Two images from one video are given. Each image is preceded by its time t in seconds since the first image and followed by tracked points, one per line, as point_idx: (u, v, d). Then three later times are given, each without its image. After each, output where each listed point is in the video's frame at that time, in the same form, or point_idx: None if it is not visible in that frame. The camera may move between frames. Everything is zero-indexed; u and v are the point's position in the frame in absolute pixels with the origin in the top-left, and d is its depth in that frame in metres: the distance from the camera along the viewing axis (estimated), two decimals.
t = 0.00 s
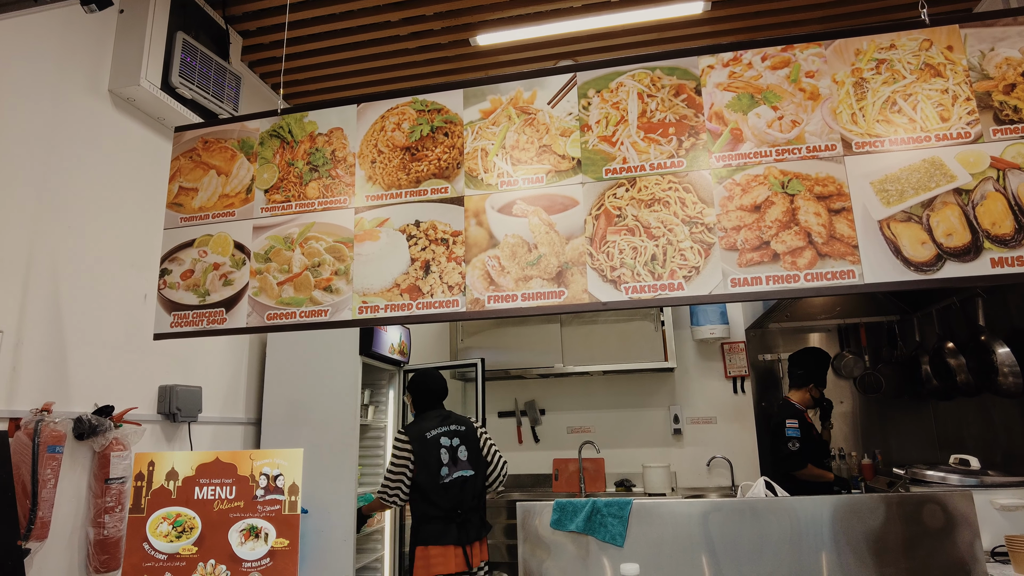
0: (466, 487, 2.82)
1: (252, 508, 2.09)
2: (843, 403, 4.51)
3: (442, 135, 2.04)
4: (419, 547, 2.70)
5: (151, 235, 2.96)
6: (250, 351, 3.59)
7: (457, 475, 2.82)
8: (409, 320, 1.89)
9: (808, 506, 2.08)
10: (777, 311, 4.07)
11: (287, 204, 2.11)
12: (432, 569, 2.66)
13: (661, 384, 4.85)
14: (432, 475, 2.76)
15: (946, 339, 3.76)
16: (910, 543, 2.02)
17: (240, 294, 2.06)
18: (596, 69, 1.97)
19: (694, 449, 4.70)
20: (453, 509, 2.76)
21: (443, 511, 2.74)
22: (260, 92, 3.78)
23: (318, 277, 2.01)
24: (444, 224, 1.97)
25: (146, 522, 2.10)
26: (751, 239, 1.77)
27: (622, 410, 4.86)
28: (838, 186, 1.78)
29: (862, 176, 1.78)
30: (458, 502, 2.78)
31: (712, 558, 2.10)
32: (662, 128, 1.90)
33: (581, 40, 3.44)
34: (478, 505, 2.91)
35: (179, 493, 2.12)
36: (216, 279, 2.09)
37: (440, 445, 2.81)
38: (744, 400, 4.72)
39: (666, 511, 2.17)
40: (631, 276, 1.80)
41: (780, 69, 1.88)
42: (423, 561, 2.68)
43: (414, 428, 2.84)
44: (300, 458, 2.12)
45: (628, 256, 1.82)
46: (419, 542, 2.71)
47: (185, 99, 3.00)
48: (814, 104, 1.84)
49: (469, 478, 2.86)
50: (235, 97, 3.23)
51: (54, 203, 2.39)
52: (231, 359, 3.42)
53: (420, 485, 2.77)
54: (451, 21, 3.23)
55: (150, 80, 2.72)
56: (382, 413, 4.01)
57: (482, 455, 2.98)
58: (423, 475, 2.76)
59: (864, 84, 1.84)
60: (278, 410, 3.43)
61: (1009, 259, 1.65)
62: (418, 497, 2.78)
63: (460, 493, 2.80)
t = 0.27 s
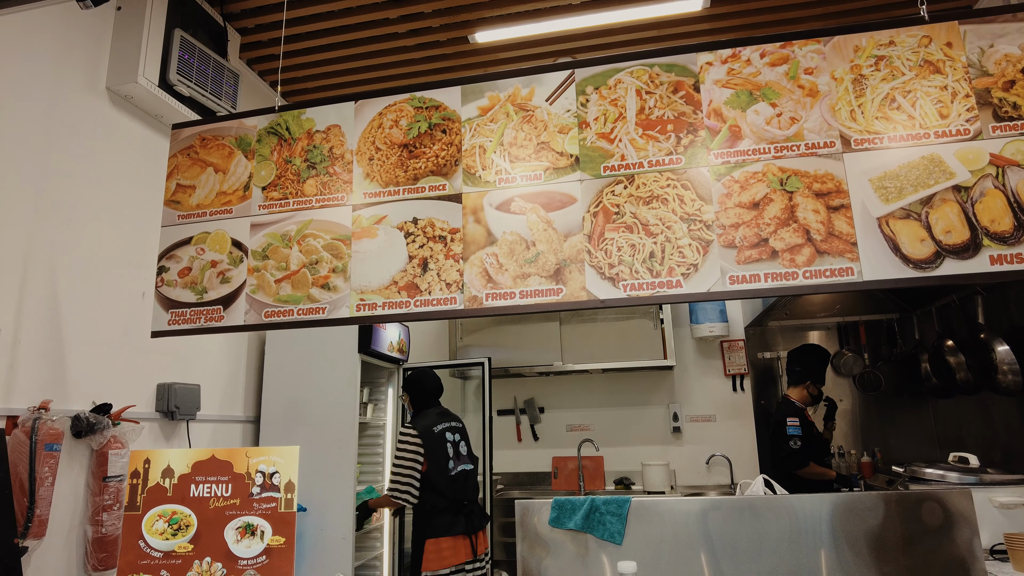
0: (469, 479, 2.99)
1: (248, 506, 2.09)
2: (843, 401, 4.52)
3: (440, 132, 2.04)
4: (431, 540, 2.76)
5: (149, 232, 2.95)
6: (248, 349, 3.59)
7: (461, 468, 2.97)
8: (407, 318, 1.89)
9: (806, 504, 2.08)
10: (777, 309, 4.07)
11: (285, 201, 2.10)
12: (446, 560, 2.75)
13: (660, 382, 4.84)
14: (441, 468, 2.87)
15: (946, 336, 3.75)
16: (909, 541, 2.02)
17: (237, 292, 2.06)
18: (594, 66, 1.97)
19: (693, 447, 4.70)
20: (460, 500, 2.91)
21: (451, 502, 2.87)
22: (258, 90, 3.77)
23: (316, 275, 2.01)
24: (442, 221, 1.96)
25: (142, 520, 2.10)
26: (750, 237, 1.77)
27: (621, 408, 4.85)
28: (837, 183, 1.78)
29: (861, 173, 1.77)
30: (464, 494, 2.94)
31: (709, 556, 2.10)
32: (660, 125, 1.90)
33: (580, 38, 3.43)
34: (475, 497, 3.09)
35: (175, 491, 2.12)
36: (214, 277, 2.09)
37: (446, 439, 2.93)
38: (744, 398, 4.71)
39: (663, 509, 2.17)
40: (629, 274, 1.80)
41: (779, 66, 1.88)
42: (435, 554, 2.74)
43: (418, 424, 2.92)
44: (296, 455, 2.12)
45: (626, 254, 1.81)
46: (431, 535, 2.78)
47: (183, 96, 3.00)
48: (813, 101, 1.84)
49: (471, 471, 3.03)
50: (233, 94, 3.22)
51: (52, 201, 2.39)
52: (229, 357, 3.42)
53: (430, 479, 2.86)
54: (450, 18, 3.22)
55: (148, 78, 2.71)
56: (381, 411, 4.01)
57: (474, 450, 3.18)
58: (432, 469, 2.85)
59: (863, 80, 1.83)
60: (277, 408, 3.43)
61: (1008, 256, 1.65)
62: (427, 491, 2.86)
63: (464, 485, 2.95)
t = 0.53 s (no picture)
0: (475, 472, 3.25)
1: (248, 504, 2.08)
2: (844, 400, 4.48)
3: (440, 130, 2.03)
4: (451, 534, 2.98)
5: (149, 230, 2.95)
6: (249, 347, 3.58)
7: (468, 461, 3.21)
8: (408, 316, 1.89)
9: (808, 503, 2.07)
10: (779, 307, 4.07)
11: (285, 199, 2.10)
12: (466, 551, 3.02)
13: (661, 380, 4.84)
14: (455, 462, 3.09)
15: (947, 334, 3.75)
16: (911, 540, 2.01)
17: (237, 290, 2.05)
18: (596, 63, 1.96)
19: (694, 445, 4.70)
20: (470, 492, 3.17)
21: (465, 495, 3.12)
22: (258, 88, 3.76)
23: (316, 273, 2.00)
24: (443, 219, 1.96)
25: (143, 518, 2.09)
26: (752, 234, 1.76)
27: (621, 406, 4.85)
28: (839, 180, 1.77)
29: (864, 170, 1.77)
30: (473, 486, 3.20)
31: (711, 555, 2.09)
32: (662, 122, 1.89)
33: (581, 35, 3.42)
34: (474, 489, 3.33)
35: (175, 489, 2.11)
36: (214, 275, 2.08)
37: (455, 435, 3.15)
38: (745, 397, 4.71)
39: (664, 507, 2.16)
40: (631, 271, 1.79)
41: (781, 63, 1.87)
42: (457, 546, 2.99)
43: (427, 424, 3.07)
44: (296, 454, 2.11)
45: (628, 252, 1.81)
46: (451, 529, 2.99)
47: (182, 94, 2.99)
48: (816, 98, 1.83)
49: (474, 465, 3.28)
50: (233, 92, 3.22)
51: (51, 198, 2.38)
52: (230, 355, 3.41)
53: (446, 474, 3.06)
54: (451, 16, 3.21)
55: (148, 75, 2.70)
56: (381, 409, 4.00)
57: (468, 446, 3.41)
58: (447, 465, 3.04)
59: (866, 77, 1.82)
60: (278, 406, 3.43)
61: (1011, 254, 1.64)
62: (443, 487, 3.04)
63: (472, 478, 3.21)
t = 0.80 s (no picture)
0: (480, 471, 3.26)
1: (250, 503, 2.09)
2: (844, 398, 4.46)
3: (441, 129, 2.03)
4: (460, 533, 3.00)
5: (151, 229, 2.95)
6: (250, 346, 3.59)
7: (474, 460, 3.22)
8: (410, 315, 1.89)
9: (810, 502, 2.07)
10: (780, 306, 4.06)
11: (286, 198, 2.10)
12: (475, 549, 3.05)
13: (661, 379, 4.84)
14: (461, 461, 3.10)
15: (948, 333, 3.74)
16: (912, 539, 2.01)
17: (239, 289, 2.05)
18: (596, 62, 1.96)
19: (695, 444, 4.70)
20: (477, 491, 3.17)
21: (472, 494, 3.12)
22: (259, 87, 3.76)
23: (318, 272, 2.00)
24: (444, 218, 1.96)
25: (145, 517, 2.10)
26: (753, 233, 1.76)
27: (622, 405, 4.85)
28: (841, 179, 1.77)
29: (865, 170, 1.77)
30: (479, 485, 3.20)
31: (712, 553, 2.10)
32: (663, 121, 1.89)
33: (583, 33, 3.42)
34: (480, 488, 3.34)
35: (178, 488, 2.12)
36: (216, 274, 2.08)
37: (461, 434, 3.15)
38: (745, 395, 4.71)
39: (666, 506, 2.16)
40: (632, 271, 1.79)
41: (783, 62, 1.87)
42: (466, 544, 3.02)
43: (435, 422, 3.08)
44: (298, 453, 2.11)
45: (629, 251, 1.81)
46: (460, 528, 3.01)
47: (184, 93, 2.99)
48: (817, 97, 1.83)
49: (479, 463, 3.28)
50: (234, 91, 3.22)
51: (53, 197, 2.38)
52: (231, 354, 3.42)
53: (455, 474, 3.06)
54: (452, 15, 3.21)
55: (149, 75, 2.70)
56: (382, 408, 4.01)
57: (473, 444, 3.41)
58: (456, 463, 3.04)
59: (867, 76, 1.82)
60: (279, 405, 3.43)
61: (1013, 253, 1.64)
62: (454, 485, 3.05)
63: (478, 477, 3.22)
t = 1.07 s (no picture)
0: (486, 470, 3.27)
1: (251, 503, 2.09)
2: (845, 398, 4.47)
3: (442, 128, 2.03)
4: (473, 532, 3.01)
5: (151, 228, 2.94)
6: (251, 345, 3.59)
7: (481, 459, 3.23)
8: (411, 314, 1.89)
9: (811, 501, 2.07)
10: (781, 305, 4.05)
11: (287, 197, 2.10)
12: (486, 549, 3.06)
13: (662, 378, 4.84)
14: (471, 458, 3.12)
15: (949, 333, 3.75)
16: (913, 539, 2.01)
17: (240, 288, 2.05)
18: (598, 61, 1.96)
19: (696, 443, 4.70)
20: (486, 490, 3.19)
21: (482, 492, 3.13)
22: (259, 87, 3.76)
23: (319, 271, 2.00)
24: (445, 217, 1.96)
25: (146, 517, 2.10)
26: (755, 232, 1.76)
27: (623, 404, 4.85)
28: (843, 178, 1.76)
29: (867, 168, 1.76)
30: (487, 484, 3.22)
31: (713, 553, 2.10)
32: (665, 120, 1.88)
33: (583, 32, 3.42)
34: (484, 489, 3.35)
35: (179, 488, 2.12)
36: (217, 273, 2.08)
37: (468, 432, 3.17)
38: (745, 394, 4.70)
39: (667, 506, 2.16)
40: (633, 270, 1.79)
41: (784, 61, 1.86)
42: (478, 544, 3.02)
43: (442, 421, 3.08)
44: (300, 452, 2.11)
45: (631, 250, 1.80)
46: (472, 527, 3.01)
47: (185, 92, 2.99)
48: (819, 96, 1.82)
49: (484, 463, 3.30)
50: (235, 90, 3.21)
51: (53, 196, 2.38)
52: (232, 353, 3.41)
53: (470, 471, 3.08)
54: (453, 13, 3.21)
55: (149, 74, 2.70)
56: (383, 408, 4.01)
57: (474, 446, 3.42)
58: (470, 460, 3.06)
59: (870, 75, 1.82)
60: (280, 404, 3.43)
61: (1015, 252, 1.63)
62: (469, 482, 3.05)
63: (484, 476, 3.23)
